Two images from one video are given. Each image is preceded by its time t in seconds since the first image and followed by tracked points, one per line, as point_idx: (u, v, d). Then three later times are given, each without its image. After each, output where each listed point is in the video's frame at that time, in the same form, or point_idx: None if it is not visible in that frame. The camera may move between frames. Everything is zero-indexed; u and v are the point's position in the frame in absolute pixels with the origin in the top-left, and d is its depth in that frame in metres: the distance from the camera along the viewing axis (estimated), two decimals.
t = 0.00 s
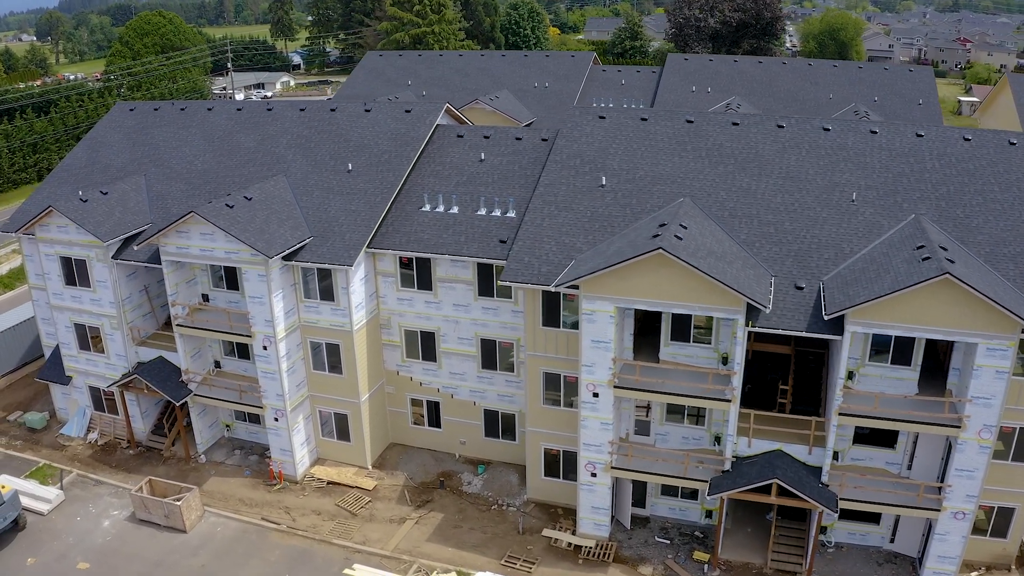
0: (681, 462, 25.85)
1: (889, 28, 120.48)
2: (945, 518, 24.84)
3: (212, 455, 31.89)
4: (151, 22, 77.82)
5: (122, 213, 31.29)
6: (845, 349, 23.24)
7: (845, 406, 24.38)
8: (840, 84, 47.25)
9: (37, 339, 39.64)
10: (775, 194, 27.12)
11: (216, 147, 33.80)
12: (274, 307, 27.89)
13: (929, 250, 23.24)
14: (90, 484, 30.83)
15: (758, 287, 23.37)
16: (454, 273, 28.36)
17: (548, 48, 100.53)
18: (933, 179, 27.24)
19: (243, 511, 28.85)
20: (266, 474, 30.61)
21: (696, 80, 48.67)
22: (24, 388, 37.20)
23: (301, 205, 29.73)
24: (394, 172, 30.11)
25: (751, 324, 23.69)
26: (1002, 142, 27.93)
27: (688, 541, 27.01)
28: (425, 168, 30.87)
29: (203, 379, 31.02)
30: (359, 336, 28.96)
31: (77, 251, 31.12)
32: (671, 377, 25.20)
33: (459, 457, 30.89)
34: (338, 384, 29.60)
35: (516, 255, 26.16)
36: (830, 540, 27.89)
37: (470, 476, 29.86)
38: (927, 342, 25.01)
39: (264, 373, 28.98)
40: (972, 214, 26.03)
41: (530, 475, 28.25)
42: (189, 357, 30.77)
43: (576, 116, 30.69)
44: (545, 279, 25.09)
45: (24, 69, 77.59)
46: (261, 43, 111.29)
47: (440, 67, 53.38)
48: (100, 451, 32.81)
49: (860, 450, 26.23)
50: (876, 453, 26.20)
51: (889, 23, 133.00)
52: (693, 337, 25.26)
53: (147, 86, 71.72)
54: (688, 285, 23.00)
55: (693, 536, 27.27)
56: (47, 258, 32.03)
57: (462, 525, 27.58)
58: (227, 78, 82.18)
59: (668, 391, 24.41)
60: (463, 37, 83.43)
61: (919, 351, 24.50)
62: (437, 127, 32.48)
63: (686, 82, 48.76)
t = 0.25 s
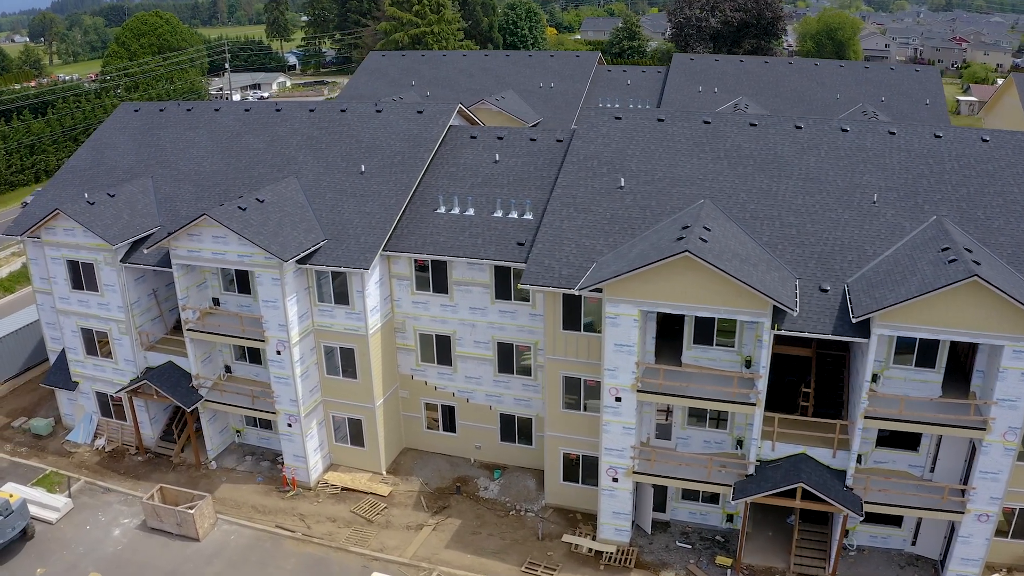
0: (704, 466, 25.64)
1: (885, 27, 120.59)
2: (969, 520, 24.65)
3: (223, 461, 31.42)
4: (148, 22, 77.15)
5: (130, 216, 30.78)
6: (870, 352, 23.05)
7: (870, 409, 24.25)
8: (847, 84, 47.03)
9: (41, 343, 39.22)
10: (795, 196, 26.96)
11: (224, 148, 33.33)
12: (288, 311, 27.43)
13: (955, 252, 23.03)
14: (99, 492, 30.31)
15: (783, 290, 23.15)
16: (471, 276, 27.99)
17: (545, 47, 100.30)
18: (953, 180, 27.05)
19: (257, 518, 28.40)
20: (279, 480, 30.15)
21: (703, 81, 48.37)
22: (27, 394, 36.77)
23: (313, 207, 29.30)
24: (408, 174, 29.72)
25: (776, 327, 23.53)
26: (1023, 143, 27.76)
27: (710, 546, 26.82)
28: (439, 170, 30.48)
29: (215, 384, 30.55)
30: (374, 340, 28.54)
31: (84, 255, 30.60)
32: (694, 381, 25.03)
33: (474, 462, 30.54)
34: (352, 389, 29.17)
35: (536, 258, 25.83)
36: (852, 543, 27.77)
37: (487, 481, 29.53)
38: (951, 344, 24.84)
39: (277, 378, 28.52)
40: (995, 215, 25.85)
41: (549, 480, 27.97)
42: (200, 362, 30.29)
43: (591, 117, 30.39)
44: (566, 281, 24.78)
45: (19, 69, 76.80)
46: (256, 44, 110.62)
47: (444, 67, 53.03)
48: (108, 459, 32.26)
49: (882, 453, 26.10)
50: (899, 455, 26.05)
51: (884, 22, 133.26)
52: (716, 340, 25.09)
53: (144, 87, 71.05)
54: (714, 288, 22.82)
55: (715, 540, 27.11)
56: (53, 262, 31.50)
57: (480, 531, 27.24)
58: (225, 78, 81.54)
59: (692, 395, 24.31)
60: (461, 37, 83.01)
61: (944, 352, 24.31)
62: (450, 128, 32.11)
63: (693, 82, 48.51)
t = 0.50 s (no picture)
0: (727, 471, 25.47)
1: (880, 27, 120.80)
2: (994, 522, 24.51)
3: (234, 467, 30.94)
4: (144, 22, 76.46)
5: (139, 219, 30.27)
6: (897, 355, 22.88)
7: (895, 412, 24.08)
8: (854, 84, 46.82)
9: (44, 347, 38.75)
10: (817, 197, 26.82)
11: (233, 149, 32.88)
12: (303, 315, 26.96)
13: (982, 253, 22.82)
14: (108, 499, 29.79)
15: (809, 293, 22.94)
16: (488, 279, 27.64)
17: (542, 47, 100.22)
18: (974, 181, 26.86)
19: (271, 526, 27.94)
20: (292, 486, 29.70)
21: (709, 81, 48.10)
22: (31, 400, 36.39)
23: (326, 209, 28.86)
24: (422, 175, 29.31)
25: (802, 329, 23.37)
26: None
27: (732, 550, 26.66)
28: (453, 171, 30.11)
29: (226, 389, 30.07)
30: (389, 344, 28.12)
31: (92, 258, 30.07)
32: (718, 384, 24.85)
33: (490, 467, 30.19)
34: (367, 394, 28.74)
35: (556, 260, 25.52)
36: (874, 546, 27.62)
37: (504, 486, 29.19)
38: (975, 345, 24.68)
39: (291, 384, 28.05)
40: (1017, 216, 25.66)
41: (568, 485, 27.69)
42: (211, 367, 29.80)
43: (607, 117, 30.10)
44: (588, 284, 24.49)
45: (14, 71, 76.00)
46: (251, 44, 109.96)
47: (447, 68, 52.68)
48: (116, 465, 31.74)
49: (905, 455, 25.89)
50: (922, 458, 25.84)
51: (878, 22, 133.51)
52: (739, 343, 24.97)
53: (141, 87, 70.42)
54: (740, 291, 22.67)
55: (736, 544, 26.93)
56: (60, 266, 30.97)
57: (499, 537, 26.91)
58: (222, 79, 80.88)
59: (717, 399, 24.14)
60: (460, 37, 82.64)
61: (968, 354, 24.14)
62: (463, 129, 31.75)
63: (699, 82, 48.25)
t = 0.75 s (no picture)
0: (753, 475, 25.39)
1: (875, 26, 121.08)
2: (1018, 524, 24.45)
3: (246, 473, 30.48)
4: (141, 23, 75.76)
5: (148, 221, 29.76)
6: (924, 357, 22.74)
7: (921, 415, 23.92)
8: (861, 84, 46.65)
9: (47, 352, 38.29)
10: (838, 198, 26.67)
11: (242, 151, 32.41)
12: (319, 319, 26.51)
13: (1009, 255, 22.63)
14: (118, 507, 29.28)
15: (836, 295, 22.73)
16: (506, 282, 27.31)
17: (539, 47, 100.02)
18: (995, 181, 26.69)
19: (286, 533, 27.49)
20: (306, 493, 29.27)
21: (715, 80, 47.86)
22: (35, 405, 35.96)
23: (340, 211, 28.42)
24: (437, 177, 28.91)
25: (829, 332, 23.19)
26: None
27: (754, 554, 26.49)
28: (467, 173, 29.75)
29: (238, 395, 29.60)
30: (405, 348, 27.72)
31: (100, 262, 29.54)
32: (742, 387, 24.65)
33: (507, 472, 29.88)
34: (383, 399, 28.34)
35: (577, 263, 25.21)
36: (896, 548, 27.45)
37: (521, 492, 28.89)
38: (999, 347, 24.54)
39: (306, 389, 27.61)
40: None
41: (588, 489, 27.44)
42: (222, 373, 29.33)
43: (623, 118, 29.81)
44: (611, 287, 24.20)
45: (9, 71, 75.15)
46: (246, 44, 109.26)
47: (451, 68, 52.33)
48: (125, 472, 31.26)
49: (928, 458, 25.70)
50: (945, 460, 25.65)
51: (873, 21, 133.84)
52: (764, 346, 24.78)
53: (137, 88, 69.73)
54: (767, 293, 22.44)
55: (758, 548, 26.75)
56: (67, 270, 30.44)
57: (519, 543, 26.59)
58: (219, 80, 80.20)
59: (741, 403, 23.87)
60: (459, 37, 82.26)
61: (992, 356, 23.99)
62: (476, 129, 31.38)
63: (705, 82, 48.00)
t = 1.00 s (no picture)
0: (776, 479, 25.23)
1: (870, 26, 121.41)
2: None
3: (259, 480, 30.03)
4: (137, 23, 75.05)
5: (158, 225, 29.25)
6: (951, 360, 22.58)
7: (946, 417, 23.73)
8: (868, 83, 46.47)
9: (51, 357, 37.82)
10: (860, 200, 26.54)
11: (252, 152, 31.95)
12: (336, 323, 26.08)
13: None
14: (129, 516, 28.76)
15: (863, 298, 22.51)
16: (524, 285, 26.97)
17: (536, 47, 99.74)
18: (1017, 182, 26.53)
19: (302, 541, 27.05)
20: (320, 500, 28.85)
21: (722, 81, 47.64)
22: (40, 412, 35.43)
23: (355, 213, 28.00)
24: (453, 178, 28.53)
25: (855, 335, 23.03)
26: None
27: (777, 558, 26.39)
28: (483, 175, 29.40)
29: (250, 401, 29.13)
30: (422, 352, 27.34)
31: (109, 266, 29.02)
32: (766, 391, 24.58)
33: (524, 477, 29.58)
34: (399, 404, 27.95)
35: (599, 266, 24.93)
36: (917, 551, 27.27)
37: (539, 497, 28.59)
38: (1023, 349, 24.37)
39: (322, 395, 27.18)
40: None
41: (608, 494, 27.20)
42: (235, 378, 28.86)
43: (641, 119, 29.55)
44: (634, 291, 23.92)
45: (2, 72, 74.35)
46: (241, 45, 108.59)
47: (455, 69, 51.99)
48: (135, 480, 30.77)
49: (952, 460, 25.50)
50: (968, 462, 25.48)
51: (868, 21, 134.12)
52: (788, 349, 24.71)
53: (135, 89, 69.10)
54: (795, 296, 22.27)
55: (780, 552, 26.70)
56: (74, 274, 29.91)
57: (540, 550, 26.30)
58: (216, 80, 79.55)
59: (768, 406, 23.88)
60: (458, 37, 81.87)
61: (1018, 359, 23.82)
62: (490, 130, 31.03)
63: (712, 82, 47.74)
